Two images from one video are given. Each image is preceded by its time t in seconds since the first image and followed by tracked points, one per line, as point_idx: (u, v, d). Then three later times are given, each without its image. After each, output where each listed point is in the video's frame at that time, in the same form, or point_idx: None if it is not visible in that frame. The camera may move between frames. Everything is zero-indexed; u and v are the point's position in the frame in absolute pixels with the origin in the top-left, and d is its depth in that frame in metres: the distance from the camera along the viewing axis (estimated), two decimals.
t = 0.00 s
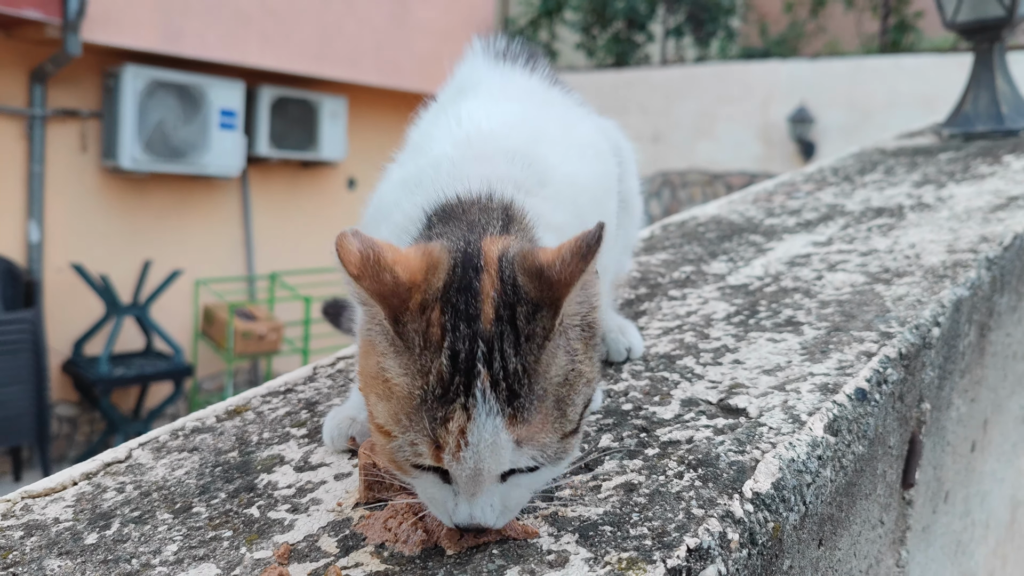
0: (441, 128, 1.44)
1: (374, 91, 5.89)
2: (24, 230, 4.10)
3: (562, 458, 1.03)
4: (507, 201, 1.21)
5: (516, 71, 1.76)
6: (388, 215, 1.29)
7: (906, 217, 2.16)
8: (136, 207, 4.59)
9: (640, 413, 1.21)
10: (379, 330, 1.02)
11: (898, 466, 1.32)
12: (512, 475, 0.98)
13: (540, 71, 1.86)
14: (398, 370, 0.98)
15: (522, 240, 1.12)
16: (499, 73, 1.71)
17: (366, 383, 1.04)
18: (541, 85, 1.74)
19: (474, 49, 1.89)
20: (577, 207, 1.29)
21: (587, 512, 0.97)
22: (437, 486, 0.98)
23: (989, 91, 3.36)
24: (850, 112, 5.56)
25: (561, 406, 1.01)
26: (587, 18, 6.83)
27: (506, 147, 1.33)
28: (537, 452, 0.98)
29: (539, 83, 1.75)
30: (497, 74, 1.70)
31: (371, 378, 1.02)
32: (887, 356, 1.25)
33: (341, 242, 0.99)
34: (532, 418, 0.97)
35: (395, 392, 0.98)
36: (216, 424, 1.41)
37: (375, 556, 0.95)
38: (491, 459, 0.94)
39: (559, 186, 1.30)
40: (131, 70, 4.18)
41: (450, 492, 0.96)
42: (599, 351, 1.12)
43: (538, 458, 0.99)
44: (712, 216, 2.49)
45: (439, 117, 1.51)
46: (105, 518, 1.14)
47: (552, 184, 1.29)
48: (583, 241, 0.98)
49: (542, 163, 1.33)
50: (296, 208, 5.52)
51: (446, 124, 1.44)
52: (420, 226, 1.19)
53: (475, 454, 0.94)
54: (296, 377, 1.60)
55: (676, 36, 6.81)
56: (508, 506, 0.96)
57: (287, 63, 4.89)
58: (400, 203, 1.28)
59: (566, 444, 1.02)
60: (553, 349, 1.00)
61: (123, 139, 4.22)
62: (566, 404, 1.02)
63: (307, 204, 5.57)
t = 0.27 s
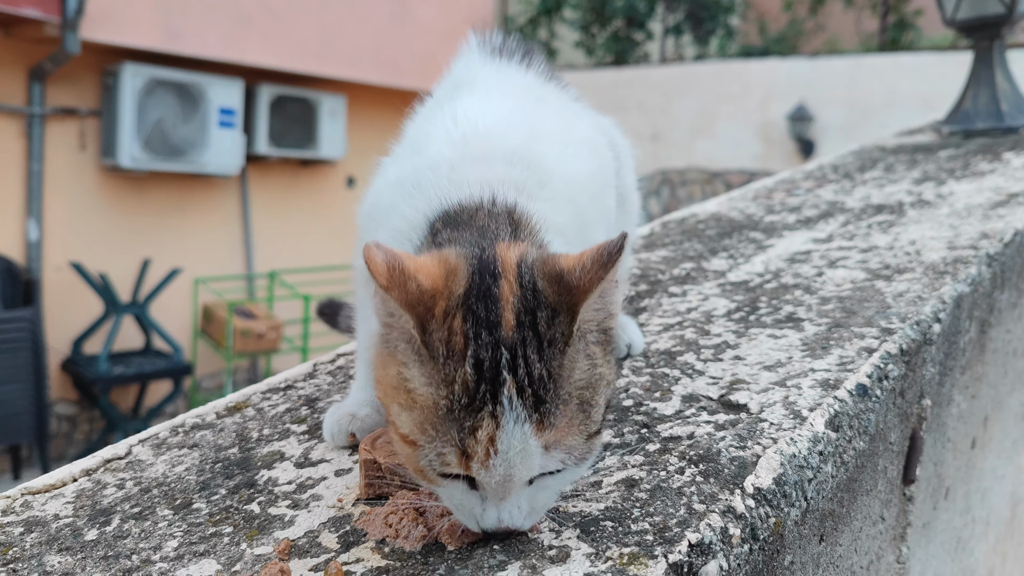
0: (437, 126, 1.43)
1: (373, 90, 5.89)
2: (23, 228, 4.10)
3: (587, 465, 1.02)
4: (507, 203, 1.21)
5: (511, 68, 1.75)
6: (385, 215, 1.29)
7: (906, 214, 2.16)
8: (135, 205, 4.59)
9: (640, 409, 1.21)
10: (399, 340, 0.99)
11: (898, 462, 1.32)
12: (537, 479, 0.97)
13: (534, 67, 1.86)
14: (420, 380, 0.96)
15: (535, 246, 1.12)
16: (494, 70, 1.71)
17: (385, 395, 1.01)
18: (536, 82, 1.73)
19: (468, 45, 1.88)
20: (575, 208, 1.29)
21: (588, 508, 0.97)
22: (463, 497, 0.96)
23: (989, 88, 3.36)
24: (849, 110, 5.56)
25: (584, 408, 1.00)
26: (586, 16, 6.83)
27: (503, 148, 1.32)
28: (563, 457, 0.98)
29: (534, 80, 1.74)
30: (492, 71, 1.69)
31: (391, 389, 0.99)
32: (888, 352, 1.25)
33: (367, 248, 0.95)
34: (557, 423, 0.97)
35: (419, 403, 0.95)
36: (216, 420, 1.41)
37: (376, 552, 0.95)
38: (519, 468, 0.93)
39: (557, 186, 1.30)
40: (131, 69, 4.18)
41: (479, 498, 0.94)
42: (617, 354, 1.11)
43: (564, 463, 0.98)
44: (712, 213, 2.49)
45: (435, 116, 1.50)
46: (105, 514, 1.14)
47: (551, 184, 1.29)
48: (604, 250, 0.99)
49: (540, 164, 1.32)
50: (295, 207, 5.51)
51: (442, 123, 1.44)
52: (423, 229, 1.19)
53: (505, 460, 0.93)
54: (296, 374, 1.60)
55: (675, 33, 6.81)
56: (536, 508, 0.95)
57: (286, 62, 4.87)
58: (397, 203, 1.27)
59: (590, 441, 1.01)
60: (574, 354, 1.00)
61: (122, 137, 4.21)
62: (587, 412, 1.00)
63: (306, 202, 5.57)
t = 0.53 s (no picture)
0: (425, 125, 1.43)
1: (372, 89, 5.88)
2: (22, 227, 4.09)
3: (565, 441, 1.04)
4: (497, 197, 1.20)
5: (500, 69, 1.75)
6: (372, 214, 1.28)
7: (904, 212, 2.16)
8: (134, 204, 4.59)
9: (639, 407, 1.21)
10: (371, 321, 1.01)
11: (897, 460, 1.32)
12: (518, 460, 0.99)
13: (525, 67, 1.86)
14: (392, 359, 0.98)
15: (509, 220, 1.13)
16: (484, 70, 1.70)
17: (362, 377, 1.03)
18: (526, 82, 1.73)
19: (458, 46, 1.88)
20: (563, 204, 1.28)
21: (587, 506, 0.97)
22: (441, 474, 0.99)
23: (988, 87, 3.36)
24: (848, 109, 5.56)
25: (561, 385, 1.02)
26: (586, 15, 6.84)
27: (490, 144, 1.32)
28: (539, 431, 0.99)
29: (524, 80, 1.74)
30: (482, 71, 1.69)
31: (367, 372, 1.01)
32: (886, 349, 1.25)
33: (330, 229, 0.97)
34: (531, 397, 0.98)
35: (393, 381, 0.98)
36: (214, 419, 1.41)
37: (374, 550, 0.95)
38: (494, 444, 0.94)
39: (544, 183, 1.29)
40: (129, 67, 4.17)
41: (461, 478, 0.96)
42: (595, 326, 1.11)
43: (540, 439, 0.99)
44: (711, 212, 2.49)
45: (423, 115, 1.50)
46: (103, 512, 1.13)
47: (539, 181, 1.28)
48: (569, 219, 0.97)
49: (527, 160, 1.32)
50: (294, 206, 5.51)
51: (430, 121, 1.43)
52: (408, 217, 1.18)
53: (478, 436, 0.94)
54: (295, 372, 1.60)
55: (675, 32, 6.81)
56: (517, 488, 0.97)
57: (285, 61, 4.87)
58: (385, 201, 1.27)
59: (568, 428, 1.04)
60: (545, 326, 1.00)
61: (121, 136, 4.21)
62: (566, 391, 1.02)
63: (305, 201, 5.56)
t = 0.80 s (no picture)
0: (420, 124, 1.43)
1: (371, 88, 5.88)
2: (22, 227, 4.09)
3: (536, 445, 1.01)
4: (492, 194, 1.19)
5: (497, 67, 1.75)
6: (367, 212, 1.29)
7: (903, 211, 2.16)
8: (133, 204, 4.58)
9: (638, 406, 1.21)
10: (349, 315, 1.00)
11: (896, 459, 1.32)
12: (490, 459, 0.97)
13: (522, 66, 1.86)
14: (366, 355, 0.97)
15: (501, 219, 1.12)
16: (480, 69, 1.70)
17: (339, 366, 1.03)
18: (523, 80, 1.73)
19: (456, 45, 1.88)
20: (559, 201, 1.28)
21: (585, 503, 0.97)
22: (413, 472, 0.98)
23: (987, 86, 3.36)
24: (847, 109, 5.56)
25: (533, 392, 0.98)
26: (585, 14, 6.84)
27: (483, 142, 1.31)
28: (503, 437, 0.95)
29: (520, 78, 1.74)
30: (478, 70, 1.69)
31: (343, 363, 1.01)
32: (885, 348, 1.25)
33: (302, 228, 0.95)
34: (497, 402, 0.94)
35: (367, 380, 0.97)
36: (213, 417, 1.41)
37: (374, 548, 0.95)
38: (454, 445, 0.92)
39: (540, 179, 1.28)
40: (127, 67, 4.17)
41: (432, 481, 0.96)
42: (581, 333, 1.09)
43: (506, 442, 0.96)
44: (710, 211, 2.49)
45: (419, 114, 1.50)
46: (103, 511, 1.13)
47: (534, 177, 1.28)
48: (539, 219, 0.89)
49: (522, 156, 1.31)
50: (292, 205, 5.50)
51: (426, 120, 1.44)
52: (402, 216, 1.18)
53: (439, 438, 0.92)
54: (294, 370, 1.60)
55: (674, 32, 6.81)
56: (492, 489, 0.96)
57: (285, 60, 4.87)
58: (380, 201, 1.27)
59: (540, 434, 1.01)
60: (517, 329, 0.95)
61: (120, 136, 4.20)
62: (539, 393, 0.99)
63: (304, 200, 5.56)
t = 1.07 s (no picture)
0: (418, 123, 1.43)
1: (371, 87, 5.88)
2: (21, 226, 4.09)
3: (481, 454, 0.99)
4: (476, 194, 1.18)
5: (500, 65, 1.74)
6: (362, 210, 1.29)
7: (904, 209, 2.16)
8: (132, 203, 4.58)
9: (640, 404, 1.21)
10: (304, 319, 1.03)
11: (897, 457, 1.32)
12: (436, 468, 0.95)
13: (526, 63, 1.85)
14: (319, 360, 0.99)
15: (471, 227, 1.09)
16: (484, 66, 1.70)
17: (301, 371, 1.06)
18: (526, 78, 1.72)
19: (460, 43, 1.88)
20: (553, 199, 1.25)
21: (588, 502, 0.97)
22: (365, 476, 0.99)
23: (987, 85, 3.36)
24: (847, 108, 5.56)
25: (477, 407, 0.95)
26: (585, 13, 6.83)
27: (478, 140, 1.30)
28: (443, 450, 0.94)
29: (523, 76, 1.73)
30: (482, 68, 1.68)
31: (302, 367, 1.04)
32: (887, 346, 1.25)
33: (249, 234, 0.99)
34: (439, 416, 0.92)
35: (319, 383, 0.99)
36: (214, 416, 1.41)
37: (376, 546, 0.95)
38: (394, 455, 0.92)
39: (535, 176, 1.26)
40: (127, 66, 4.16)
41: (378, 488, 0.96)
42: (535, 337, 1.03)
43: (446, 455, 0.94)
44: (710, 209, 2.50)
45: (419, 112, 1.50)
46: (104, 509, 1.13)
47: (530, 174, 1.26)
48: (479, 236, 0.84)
49: (515, 153, 1.29)
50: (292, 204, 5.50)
51: (425, 118, 1.43)
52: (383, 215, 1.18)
53: (381, 448, 0.92)
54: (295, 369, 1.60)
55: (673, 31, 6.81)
56: (435, 497, 0.96)
57: (285, 59, 4.86)
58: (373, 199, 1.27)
59: (483, 446, 0.98)
60: (462, 344, 0.93)
61: (119, 135, 4.20)
62: (484, 404, 0.96)
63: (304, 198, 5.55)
